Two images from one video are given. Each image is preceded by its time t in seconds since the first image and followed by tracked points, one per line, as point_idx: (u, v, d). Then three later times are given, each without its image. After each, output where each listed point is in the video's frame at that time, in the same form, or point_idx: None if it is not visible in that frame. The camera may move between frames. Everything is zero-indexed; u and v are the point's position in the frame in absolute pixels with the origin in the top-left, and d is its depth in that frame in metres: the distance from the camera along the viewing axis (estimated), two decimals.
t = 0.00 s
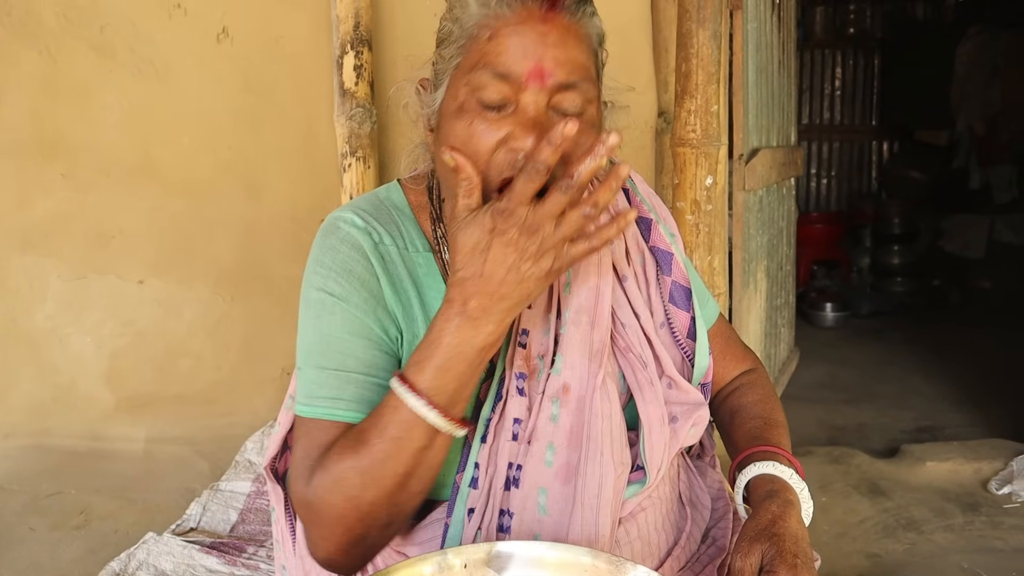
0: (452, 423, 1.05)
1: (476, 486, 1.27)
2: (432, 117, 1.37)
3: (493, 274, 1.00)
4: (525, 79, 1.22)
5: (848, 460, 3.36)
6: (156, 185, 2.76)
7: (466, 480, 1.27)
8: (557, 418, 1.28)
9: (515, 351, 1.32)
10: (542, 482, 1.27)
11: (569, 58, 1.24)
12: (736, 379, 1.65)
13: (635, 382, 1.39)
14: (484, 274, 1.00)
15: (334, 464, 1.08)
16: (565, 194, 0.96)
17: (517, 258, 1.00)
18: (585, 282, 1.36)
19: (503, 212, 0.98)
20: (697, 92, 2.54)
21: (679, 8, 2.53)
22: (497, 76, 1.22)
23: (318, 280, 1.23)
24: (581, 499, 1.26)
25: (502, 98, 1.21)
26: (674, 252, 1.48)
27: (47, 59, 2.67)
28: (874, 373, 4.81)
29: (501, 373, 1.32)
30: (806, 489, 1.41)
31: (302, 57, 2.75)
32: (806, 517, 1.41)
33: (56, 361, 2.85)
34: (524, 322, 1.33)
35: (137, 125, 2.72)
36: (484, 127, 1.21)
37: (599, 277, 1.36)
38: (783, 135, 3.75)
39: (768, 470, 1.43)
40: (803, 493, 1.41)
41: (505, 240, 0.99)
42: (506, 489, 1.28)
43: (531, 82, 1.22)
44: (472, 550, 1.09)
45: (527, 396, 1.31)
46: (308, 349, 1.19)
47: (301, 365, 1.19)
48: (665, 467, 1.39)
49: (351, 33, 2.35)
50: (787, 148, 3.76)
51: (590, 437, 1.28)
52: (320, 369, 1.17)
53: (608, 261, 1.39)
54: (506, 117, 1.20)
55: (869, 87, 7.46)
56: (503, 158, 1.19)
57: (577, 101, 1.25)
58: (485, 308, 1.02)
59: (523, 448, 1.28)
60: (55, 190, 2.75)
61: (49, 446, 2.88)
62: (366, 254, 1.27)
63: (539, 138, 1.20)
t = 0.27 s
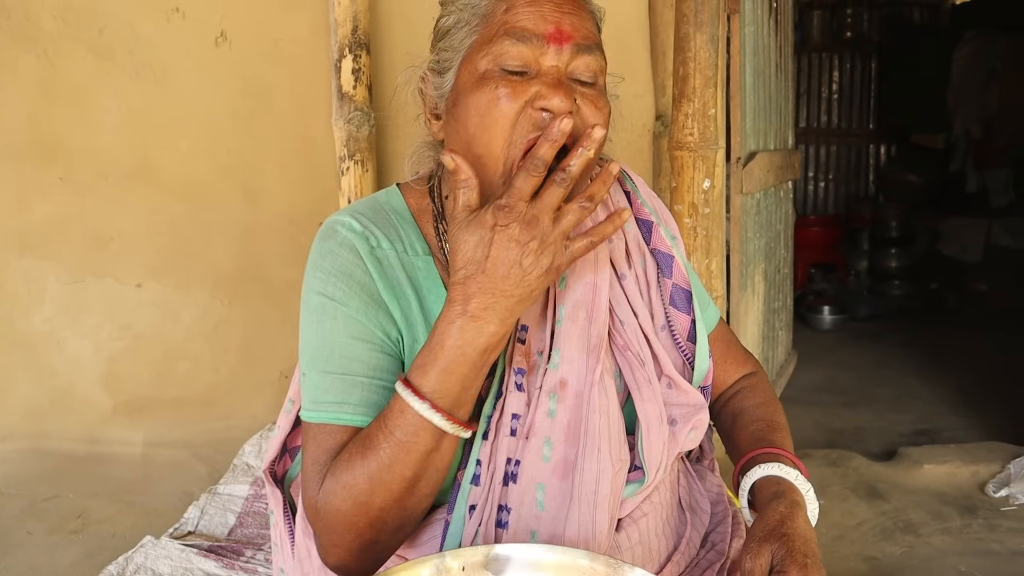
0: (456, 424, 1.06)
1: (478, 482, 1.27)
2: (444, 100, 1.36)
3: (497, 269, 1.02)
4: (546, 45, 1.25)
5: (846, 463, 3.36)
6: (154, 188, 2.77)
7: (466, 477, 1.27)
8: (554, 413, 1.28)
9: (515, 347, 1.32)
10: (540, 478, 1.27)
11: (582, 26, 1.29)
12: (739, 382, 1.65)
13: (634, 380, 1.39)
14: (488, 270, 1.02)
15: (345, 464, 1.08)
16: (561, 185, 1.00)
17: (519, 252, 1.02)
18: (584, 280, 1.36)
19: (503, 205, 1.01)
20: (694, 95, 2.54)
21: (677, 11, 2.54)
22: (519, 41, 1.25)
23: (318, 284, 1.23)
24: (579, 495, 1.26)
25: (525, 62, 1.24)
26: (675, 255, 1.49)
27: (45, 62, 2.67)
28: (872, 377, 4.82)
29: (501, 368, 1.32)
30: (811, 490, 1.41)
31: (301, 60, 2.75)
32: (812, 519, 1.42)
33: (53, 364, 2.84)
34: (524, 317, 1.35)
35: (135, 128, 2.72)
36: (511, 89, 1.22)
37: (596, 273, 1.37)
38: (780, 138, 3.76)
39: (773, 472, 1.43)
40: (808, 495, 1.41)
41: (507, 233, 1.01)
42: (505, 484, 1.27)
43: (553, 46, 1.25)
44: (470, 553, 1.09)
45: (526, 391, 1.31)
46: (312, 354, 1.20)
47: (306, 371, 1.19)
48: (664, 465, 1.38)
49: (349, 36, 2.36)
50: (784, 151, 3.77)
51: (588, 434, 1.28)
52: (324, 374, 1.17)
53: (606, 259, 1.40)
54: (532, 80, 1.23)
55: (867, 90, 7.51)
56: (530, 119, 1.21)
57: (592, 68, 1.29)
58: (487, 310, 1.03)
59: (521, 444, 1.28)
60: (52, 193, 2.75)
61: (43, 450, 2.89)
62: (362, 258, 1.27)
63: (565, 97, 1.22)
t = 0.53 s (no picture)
0: (411, 468, 1.02)
1: (477, 480, 1.27)
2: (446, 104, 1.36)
3: (467, 321, 0.94)
4: (546, 57, 1.25)
5: (844, 465, 3.36)
6: (153, 192, 2.77)
7: (467, 474, 1.28)
8: (556, 411, 1.28)
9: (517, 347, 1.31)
10: (540, 476, 1.27)
11: (584, 38, 1.28)
12: (736, 382, 1.66)
13: (633, 379, 1.39)
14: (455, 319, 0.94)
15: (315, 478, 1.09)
16: (545, 234, 0.92)
17: (490, 302, 0.94)
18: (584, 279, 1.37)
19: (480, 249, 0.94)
20: (692, 99, 2.55)
21: (674, 15, 2.55)
22: (518, 55, 1.25)
23: (313, 295, 1.24)
24: (580, 493, 1.26)
25: (524, 77, 1.25)
26: (675, 256, 1.50)
27: (43, 67, 2.68)
28: (870, 379, 4.82)
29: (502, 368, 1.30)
30: (810, 486, 1.42)
31: (299, 65, 2.75)
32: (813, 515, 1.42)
33: (51, 368, 2.84)
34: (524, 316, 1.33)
35: (133, 133, 2.73)
36: (509, 107, 1.23)
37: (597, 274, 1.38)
38: (778, 141, 3.77)
39: (773, 469, 1.44)
40: (808, 490, 1.41)
41: (480, 280, 0.94)
42: (505, 483, 1.27)
43: (552, 60, 1.25)
44: (469, 557, 1.10)
45: (527, 391, 1.31)
46: (302, 366, 1.21)
47: (297, 381, 1.21)
48: (663, 464, 1.39)
49: (347, 40, 2.36)
50: (782, 154, 3.77)
51: (589, 433, 1.28)
52: (311, 387, 1.19)
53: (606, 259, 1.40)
54: (530, 97, 1.24)
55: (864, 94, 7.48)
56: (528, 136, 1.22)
57: (592, 81, 1.29)
58: (451, 359, 0.96)
59: (522, 442, 1.28)
60: (50, 198, 2.75)
61: (42, 454, 2.90)
62: (357, 268, 1.28)
63: (563, 114, 1.23)
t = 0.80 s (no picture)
0: (444, 440, 1.01)
1: (475, 485, 1.27)
2: (437, 114, 1.36)
3: (485, 294, 0.93)
4: (535, 78, 1.26)
5: (844, 466, 3.36)
6: (150, 196, 2.77)
7: (465, 480, 1.27)
8: (552, 415, 1.28)
9: (512, 352, 1.31)
10: (538, 481, 1.27)
11: (574, 60, 1.30)
12: (731, 381, 1.65)
13: (629, 382, 1.39)
14: (472, 292, 0.93)
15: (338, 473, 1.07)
16: (546, 201, 0.91)
17: (501, 275, 0.92)
18: (579, 282, 1.37)
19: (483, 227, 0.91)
20: (689, 100, 2.55)
21: (670, 16, 2.55)
22: (507, 76, 1.26)
23: (315, 290, 1.23)
24: (578, 497, 1.26)
25: (511, 98, 1.26)
26: (669, 257, 1.51)
27: (41, 72, 2.68)
28: (870, 380, 4.82)
29: (498, 375, 1.31)
30: (807, 484, 1.42)
31: (296, 69, 2.76)
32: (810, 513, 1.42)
33: (50, 373, 2.84)
34: (519, 321, 1.34)
35: (131, 137, 2.73)
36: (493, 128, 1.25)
37: (593, 278, 1.38)
38: (775, 142, 3.77)
39: (768, 468, 1.44)
40: (804, 488, 1.41)
41: (488, 255, 0.92)
42: (503, 488, 1.27)
43: (541, 82, 1.26)
44: (467, 558, 1.10)
45: (524, 396, 1.30)
46: (308, 362, 1.20)
47: (304, 380, 1.20)
48: (660, 466, 1.39)
49: (344, 44, 2.36)
50: (780, 155, 3.78)
51: (585, 436, 1.28)
52: (320, 382, 1.17)
53: (601, 261, 1.40)
54: (515, 119, 1.25)
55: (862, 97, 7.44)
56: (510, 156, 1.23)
57: (581, 102, 1.30)
58: (476, 328, 0.95)
59: (520, 447, 1.28)
60: (48, 203, 2.75)
61: (42, 459, 2.88)
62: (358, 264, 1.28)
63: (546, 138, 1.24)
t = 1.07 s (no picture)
0: (459, 422, 1.07)
1: (474, 491, 1.27)
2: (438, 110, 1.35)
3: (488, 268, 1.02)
4: (540, 48, 1.26)
5: (845, 468, 3.36)
6: (151, 201, 2.77)
7: (463, 486, 1.27)
8: (550, 421, 1.29)
9: (509, 357, 1.33)
10: (536, 487, 1.27)
11: (573, 29, 1.31)
12: (734, 386, 1.66)
13: (628, 387, 1.40)
14: (476, 268, 1.03)
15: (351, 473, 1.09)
16: (541, 176, 1.00)
17: (506, 247, 1.02)
18: (575, 285, 1.37)
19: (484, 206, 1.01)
20: (688, 103, 2.55)
21: (669, 19, 2.55)
22: (511, 49, 1.26)
23: (316, 295, 1.24)
24: (575, 503, 1.26)
25: (518, 69, 1.25)
26: (668, 261, 1.51)
27: (41, 77, 2.68)
28: (871, 381, 4.82)
29: (496, 379, 1.33)
30: (809, 493, 1.42)
31: (296, 73, 2.76)
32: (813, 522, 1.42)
33: (51, 377, 2.84)
34: (515, 325, 1.35)
35: (131, 142, 2.73)
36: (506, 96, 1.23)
37: (589, 280, 1.37)
38: (775, 143, 3.77)
39: (771, 476, 1.44)
40: (806, 496, 1.41)
41: (492, 230, 1.02)
42: (501, 494, 1.28)
43: (546, 49, 1.26)
44: (467, 562, 1.10)
45: (521, 401, 1.31)
46: (312, 366, 1.20)
47: (308, 384, 1.20)
48: (659, 471, 1.39)
49: (343, 48, 2.37)
50: (779, 157, 3.78)
51: (582, 442, 1.28)
52: (324, 384, 1.18)
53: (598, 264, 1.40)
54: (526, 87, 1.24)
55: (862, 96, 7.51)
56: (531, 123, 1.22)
57: (585, 69, 1.30)
58: (481, 303, 1.03)
59: (517, 452, 1.28)
60: (48, 208, 2.76)
61: (43, 464, 2.89)
62: (355, 269, 1.28)
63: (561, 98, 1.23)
